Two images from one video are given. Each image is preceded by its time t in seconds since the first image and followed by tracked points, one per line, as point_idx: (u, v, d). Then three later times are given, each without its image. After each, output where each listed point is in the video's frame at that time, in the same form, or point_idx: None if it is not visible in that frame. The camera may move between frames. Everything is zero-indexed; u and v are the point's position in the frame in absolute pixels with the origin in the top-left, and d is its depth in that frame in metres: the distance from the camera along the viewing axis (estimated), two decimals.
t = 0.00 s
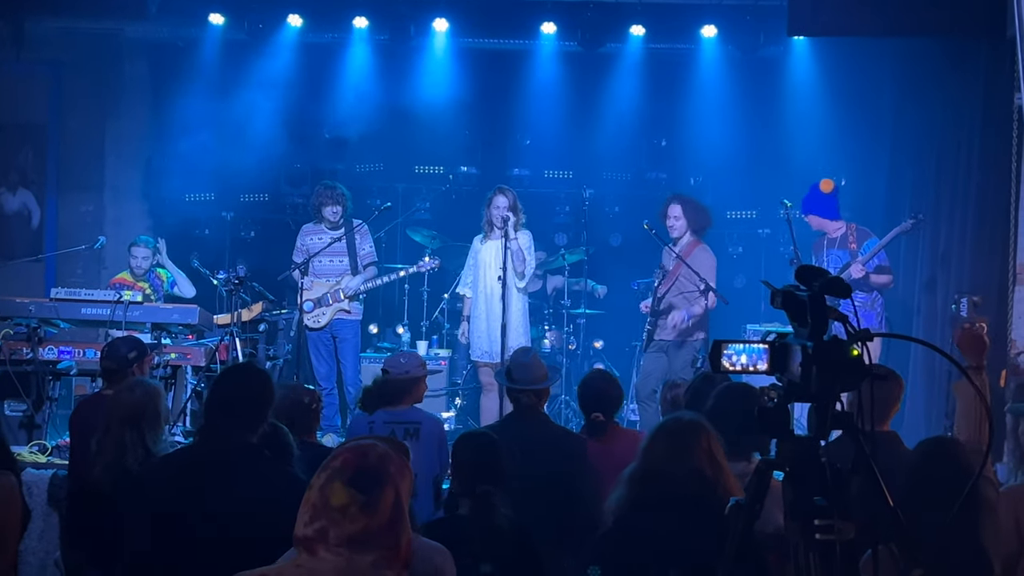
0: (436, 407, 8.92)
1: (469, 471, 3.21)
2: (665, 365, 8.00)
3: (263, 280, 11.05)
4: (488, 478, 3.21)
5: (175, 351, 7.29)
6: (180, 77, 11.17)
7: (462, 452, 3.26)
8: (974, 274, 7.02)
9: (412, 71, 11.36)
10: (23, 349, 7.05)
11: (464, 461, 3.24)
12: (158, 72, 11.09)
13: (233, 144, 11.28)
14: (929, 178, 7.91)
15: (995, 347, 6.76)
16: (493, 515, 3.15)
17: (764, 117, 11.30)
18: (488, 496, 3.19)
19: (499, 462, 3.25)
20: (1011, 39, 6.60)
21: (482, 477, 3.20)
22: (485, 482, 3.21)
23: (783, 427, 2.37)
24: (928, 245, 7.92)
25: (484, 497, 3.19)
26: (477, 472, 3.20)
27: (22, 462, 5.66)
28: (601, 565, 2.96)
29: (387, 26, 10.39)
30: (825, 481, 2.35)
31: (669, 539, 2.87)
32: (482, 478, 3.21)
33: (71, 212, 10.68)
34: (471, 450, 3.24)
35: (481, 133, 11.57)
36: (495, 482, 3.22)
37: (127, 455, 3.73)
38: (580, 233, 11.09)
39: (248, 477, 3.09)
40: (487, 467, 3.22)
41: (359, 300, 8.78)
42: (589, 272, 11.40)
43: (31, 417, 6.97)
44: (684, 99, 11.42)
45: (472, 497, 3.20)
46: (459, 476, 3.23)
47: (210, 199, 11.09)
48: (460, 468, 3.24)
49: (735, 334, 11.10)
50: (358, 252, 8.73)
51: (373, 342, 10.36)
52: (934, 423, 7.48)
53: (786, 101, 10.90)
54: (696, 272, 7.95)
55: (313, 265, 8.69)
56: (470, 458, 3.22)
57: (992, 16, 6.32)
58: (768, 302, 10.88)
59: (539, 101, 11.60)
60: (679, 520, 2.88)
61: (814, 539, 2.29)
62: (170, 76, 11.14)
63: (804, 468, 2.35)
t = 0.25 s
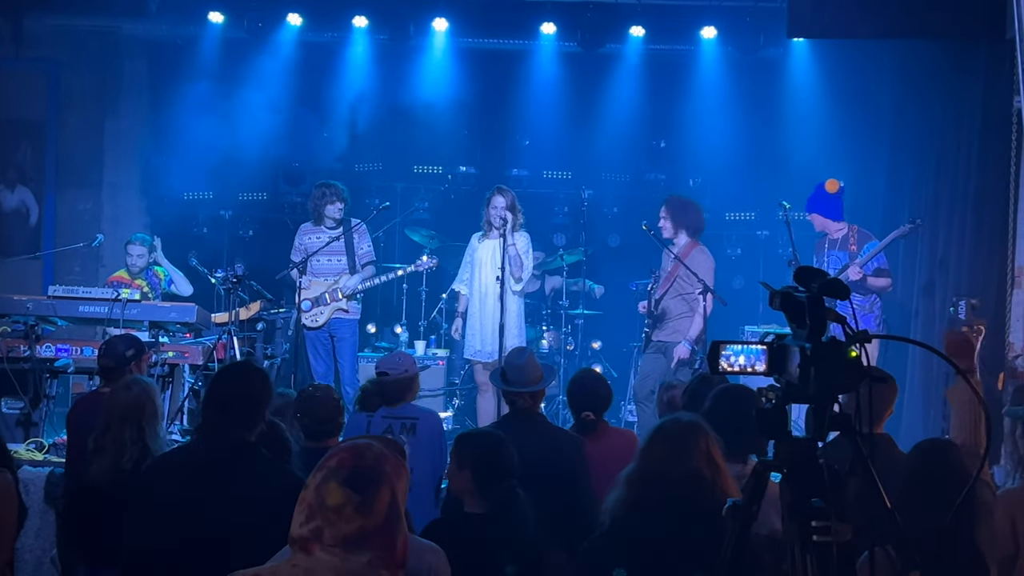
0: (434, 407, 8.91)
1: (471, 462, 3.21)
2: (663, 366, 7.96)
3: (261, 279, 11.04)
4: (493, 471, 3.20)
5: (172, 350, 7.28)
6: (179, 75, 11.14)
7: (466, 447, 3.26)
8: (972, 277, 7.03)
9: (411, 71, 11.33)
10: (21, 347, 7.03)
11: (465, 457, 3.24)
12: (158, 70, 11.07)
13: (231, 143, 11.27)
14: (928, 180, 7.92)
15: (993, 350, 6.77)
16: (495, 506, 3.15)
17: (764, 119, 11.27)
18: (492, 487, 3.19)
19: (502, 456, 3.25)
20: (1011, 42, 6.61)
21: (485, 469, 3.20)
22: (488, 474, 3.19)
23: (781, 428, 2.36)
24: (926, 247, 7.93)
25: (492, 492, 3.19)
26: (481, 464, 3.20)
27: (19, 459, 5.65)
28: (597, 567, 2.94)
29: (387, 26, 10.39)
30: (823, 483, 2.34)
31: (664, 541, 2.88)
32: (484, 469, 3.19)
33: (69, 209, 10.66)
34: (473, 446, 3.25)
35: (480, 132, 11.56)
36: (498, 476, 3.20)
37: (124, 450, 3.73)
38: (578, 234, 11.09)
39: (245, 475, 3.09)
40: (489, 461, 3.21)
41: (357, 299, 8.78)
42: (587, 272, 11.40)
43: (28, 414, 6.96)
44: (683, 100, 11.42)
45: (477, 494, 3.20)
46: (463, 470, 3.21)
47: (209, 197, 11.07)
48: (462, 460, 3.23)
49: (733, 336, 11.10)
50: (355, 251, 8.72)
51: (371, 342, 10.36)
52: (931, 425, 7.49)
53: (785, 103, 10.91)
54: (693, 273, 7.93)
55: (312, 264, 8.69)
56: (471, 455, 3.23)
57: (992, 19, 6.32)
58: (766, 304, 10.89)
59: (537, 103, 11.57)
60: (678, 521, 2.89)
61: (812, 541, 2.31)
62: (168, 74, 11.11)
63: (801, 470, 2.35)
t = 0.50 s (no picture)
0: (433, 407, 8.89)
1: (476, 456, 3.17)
2: (661, 368, 7.97)
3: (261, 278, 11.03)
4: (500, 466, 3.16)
5: (171, 349, 7.27)
6: (179, 74, 11.12)
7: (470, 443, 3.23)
8: (971, 280, 7.03)
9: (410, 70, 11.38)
10: (20, 345, 7.03)
11: (468, 452, 3.21)
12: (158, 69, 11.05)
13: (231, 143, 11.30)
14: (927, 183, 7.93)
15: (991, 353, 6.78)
16: (499, 502, 3.13)
17: (767, 121, 11.20)
18: (501, 483, 3.15)
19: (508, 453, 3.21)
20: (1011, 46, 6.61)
21: (489, 464, 3.15)
22: (491, 469, 3.15)
23: (779, 430, 2.37)
24: (925, 250, 7.93)
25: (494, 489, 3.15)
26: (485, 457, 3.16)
27: (17, 458, 5.64)
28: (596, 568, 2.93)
29: (387, 27, 10.39)
30: (820, 485, 2.34)
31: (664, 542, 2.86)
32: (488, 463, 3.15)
33: (69, 208, 10.62)
34: (477, 442, 3.22)
35: (480, 132, 11.58)
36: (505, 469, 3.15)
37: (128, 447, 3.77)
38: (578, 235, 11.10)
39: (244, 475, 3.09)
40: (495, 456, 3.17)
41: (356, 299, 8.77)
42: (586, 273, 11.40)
43: (27, 413, 6.95)
44: (683, 101, 11.42)
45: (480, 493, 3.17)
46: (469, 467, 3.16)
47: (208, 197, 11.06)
48: (467, 455, 3.20)
49: (731, 337, 11.10)
50: (354, 251, 8.72)
51: (369, 342, 10.36)
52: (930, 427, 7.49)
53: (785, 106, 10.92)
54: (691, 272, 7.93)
55: (311, 264, 8.68)
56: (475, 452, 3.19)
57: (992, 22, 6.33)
58: (764, 305, 10.90)
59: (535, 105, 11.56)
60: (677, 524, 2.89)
61: (809, 543, 2.31)
62: (168, 74, 11.09)
63: (799, 471, 2.35)
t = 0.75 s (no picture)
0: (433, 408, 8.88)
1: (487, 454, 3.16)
2: (661, 369, 7.96)
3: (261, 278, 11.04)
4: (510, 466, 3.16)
5: (171, 349, 7.28)
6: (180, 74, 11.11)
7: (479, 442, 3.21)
8: (971, 282, 7.04)
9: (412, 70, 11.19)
10: (20, 344, 7.04)
11: (479, 451, 3.19)
12: (157, 70, 11.01)
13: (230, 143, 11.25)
14: (929, 184, 7.92)
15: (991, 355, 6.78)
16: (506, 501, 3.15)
17: (765, 119, 11.19)
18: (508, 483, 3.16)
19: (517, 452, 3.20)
20: (1011, 47, 6.61)
21: (502, 465, 3.15)
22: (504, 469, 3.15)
23: (779, 432, 2.37)
24: (925, 251, 7.94)
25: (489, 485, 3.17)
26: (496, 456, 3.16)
27: (17, 456, 5.64)
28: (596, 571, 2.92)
29: (388, 27, 10.40)
30: (819, 487, 2.35)
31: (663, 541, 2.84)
32: (501, 464, 3.15)
33: (69, 207, 10.66)
34: (487, 441, 3.20)
35: (481, 133, 11.60)
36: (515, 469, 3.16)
37: (131, 446, 3.79)
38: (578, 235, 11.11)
39: (245, 475, 3.09)
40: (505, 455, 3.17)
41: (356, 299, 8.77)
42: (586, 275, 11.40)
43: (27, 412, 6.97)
44: (683, 103, 11.40)
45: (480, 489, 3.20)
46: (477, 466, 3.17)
47: (208, 197, 11.07)
48: (480, 454, 3.17)
49: (732, 338, 11.08)
50: (355, 252, 8.71)
51: (369, 343, 10.37)
52: (930, 429, 7.47)
53: (785, 107, 10.91)
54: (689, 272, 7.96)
55: (311, 264, 8.69)
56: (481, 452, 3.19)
57: (991, 24, 6.34)
58: (765, 307, 10.90)
59: (538, 101, 11.60)
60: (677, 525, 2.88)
61: (808, 544, 2.31)
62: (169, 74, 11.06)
63: (799, 473, 2.35)
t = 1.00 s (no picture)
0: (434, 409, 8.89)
1: (499, 453, 3.23)
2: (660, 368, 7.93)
3: (261, 278, 11.07)
4: (522, 464, 3.23)
5: (172, 349, 7.28)
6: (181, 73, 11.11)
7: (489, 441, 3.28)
8: (971, 282, 7.04)
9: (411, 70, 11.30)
10: (20, 345, 7.04)
11: (490, 452, 3.25)
12: (157, 70, 11.01)
13: (230, 143, 11.24)
14: (929, 185, 7.94)
15: (991, 356, 6.78)
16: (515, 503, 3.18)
17: (765, 119, 11.17)
18: (518, 484, 3.21)
19: (529, 451, 3.27)
20: (1011, 49, 6.62)
21: (513, 465, 3.22)
22: (516, 468, 3.22)
23: (779, 434, 2.37)
24: (925, 252, 7.95)
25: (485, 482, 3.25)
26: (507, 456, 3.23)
27: (18, 457, 5.64)
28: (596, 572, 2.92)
29: (389, 28, 10.41)
30: (819, 488, 2.34)
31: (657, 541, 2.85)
32: (513, 464, 3.22)
33: (70, 207, 10.67)
34: (498, 440, 3.27)
35: (482, 134, 11.63)
36: (526, 468, 3.23)
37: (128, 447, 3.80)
38: (579, 236, 11.13)
39: (244, 479, 3.09)
40: (516, 455, 3.24)
41: (357, 300, 8.77)
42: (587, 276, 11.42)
43: (28, 412, 6.97)
44: (683, 104, 11.39)
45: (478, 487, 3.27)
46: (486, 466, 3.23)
47: (208, 196, 11.06)
48: (491, 453, 3.24)
49: (732, 339, 11.09)
50: (355, 252, 8.71)
51: (370, 343, 10.40)
52: (930, 430, 7.48)
53: (786, 107, 10.92)
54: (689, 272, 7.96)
55: (311, 265, 8.68)
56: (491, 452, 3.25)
57: (991, 25, 6.35)
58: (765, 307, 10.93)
59: (536, 102, 11.53)
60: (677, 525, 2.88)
61: (808, 545, 2.31)
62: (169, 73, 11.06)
63: (799, 474, 2.35)
